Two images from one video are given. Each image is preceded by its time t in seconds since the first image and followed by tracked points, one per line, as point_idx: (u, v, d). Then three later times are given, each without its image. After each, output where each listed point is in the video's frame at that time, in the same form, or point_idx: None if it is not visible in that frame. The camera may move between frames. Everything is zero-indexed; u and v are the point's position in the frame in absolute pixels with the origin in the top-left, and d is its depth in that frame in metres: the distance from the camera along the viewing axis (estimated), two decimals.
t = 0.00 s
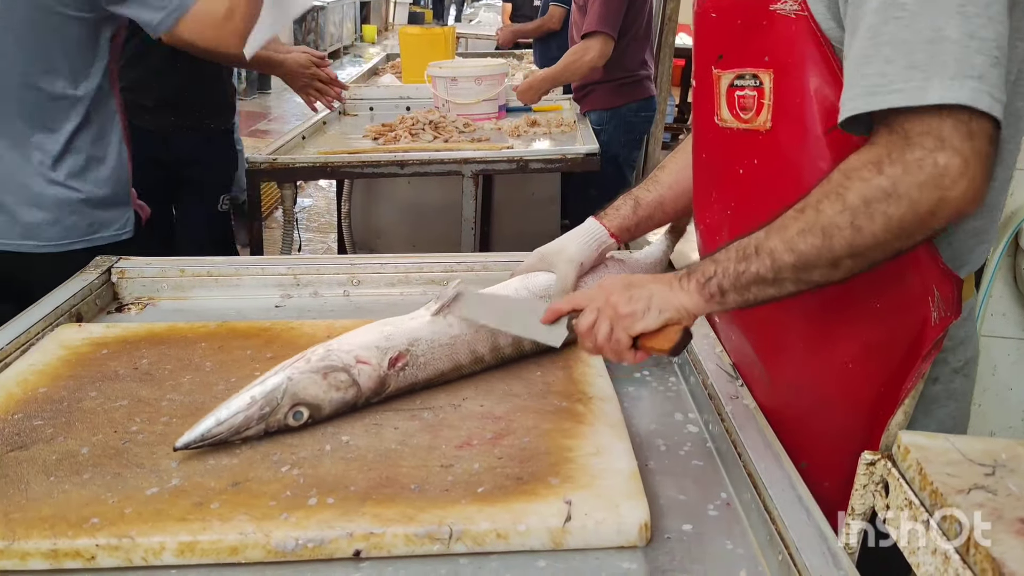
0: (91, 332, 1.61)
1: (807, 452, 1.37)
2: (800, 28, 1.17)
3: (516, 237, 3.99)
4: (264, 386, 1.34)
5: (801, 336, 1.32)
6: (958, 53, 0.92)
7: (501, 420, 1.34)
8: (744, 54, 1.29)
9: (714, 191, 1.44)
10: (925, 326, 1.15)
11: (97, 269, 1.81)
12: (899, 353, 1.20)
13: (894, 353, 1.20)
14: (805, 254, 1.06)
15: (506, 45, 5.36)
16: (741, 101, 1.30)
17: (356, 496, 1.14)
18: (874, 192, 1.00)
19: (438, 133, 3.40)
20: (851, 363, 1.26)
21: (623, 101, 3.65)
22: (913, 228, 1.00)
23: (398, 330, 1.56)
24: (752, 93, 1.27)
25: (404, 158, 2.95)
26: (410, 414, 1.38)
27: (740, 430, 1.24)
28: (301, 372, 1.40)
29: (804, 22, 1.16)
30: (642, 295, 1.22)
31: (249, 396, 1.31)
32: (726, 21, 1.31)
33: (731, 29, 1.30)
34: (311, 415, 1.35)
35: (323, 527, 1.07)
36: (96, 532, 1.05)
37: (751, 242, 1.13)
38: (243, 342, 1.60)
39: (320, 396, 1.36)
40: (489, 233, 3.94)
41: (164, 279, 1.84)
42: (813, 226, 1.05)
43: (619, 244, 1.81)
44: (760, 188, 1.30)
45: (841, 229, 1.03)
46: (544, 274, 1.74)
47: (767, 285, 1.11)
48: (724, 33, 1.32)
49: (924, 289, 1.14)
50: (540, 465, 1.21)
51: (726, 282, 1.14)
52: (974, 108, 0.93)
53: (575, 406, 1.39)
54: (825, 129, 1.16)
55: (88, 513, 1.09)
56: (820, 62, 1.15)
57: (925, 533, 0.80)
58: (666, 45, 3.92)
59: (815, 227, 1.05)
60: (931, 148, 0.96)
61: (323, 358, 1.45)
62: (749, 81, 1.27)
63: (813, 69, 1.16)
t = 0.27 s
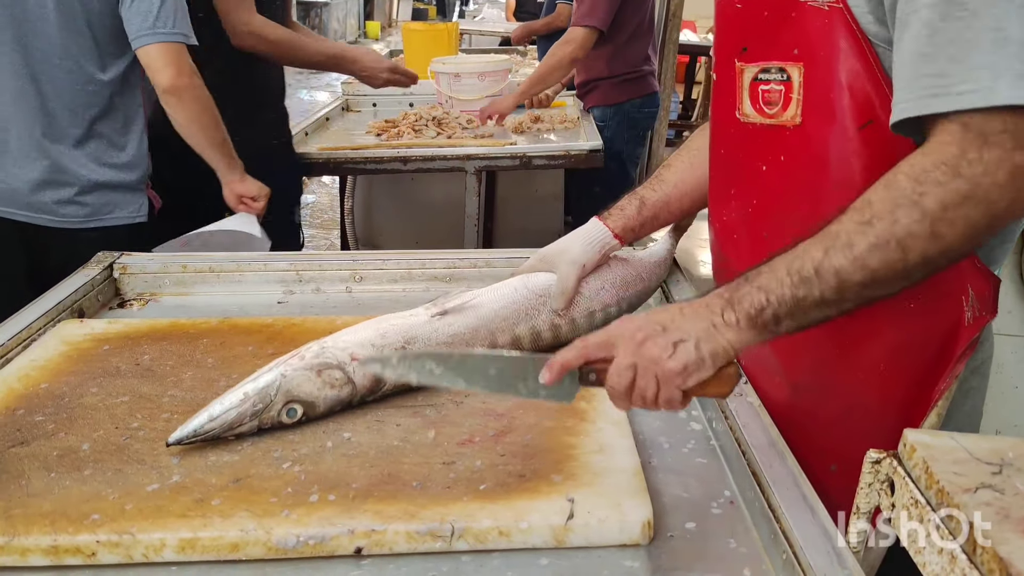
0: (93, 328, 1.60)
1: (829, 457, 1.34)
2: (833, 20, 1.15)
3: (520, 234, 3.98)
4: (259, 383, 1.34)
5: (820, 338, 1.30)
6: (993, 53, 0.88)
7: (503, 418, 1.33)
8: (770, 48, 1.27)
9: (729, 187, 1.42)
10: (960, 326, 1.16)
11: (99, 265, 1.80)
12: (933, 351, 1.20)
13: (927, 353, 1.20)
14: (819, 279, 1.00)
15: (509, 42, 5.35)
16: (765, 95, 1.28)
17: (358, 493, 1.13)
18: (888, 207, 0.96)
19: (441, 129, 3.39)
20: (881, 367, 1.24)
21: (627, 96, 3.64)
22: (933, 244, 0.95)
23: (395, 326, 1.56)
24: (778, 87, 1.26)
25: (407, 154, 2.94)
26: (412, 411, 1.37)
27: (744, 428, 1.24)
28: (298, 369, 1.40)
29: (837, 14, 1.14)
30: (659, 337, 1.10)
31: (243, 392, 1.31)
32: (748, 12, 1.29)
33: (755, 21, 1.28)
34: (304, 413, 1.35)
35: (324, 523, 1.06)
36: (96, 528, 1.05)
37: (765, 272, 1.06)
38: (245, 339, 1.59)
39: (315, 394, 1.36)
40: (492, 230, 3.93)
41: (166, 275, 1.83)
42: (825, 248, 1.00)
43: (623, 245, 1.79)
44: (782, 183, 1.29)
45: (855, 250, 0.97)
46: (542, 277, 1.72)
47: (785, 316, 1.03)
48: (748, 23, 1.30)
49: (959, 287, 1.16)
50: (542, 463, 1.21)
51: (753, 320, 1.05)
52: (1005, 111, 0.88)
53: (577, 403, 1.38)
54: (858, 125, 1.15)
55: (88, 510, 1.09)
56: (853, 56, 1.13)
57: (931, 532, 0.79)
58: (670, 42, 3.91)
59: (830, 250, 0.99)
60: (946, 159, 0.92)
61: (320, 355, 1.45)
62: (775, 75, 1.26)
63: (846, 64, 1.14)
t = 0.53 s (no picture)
0: (95, 326, 1.60)
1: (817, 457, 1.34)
2: (834, 22, 1.12)
3: (523, 232, 3.98)
4: (261, 381, 1.34)
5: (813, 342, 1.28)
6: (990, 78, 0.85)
7: (505, 416, 1.33)
8: (773, 46, 1.27)
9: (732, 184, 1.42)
10: (950, 336, 1.11)
11: (101, 262, 1.80)
12: (924, 361, 1.16)
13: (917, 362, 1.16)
14: (830, 289, 0.97)
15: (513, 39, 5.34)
16: (767, 94, 1.28)
17: (359, 492, 1.13)
18: (908, 226, 0.92)
19: (444, 127, 3.39)
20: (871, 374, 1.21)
21: (630, 95, 3.62)
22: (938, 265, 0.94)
23: (397, 325, 1.55)
24: (779, 87, 1.25)
25: (410, 152, 2.96)
26: (415, 410, 1.37)
27: (747, 428, 1.23)
28: (299, 367, 1.39)
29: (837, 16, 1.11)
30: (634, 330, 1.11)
31: (244, 389, 1.30)
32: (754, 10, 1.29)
33: (760, 18, 1.28)
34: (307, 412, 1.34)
35: (326, 522, 1.06)
36: (97, 527, 1.05)
37: (778, 274, 0.99)
38: (247, 337, 1.59)
39: (317, 392, 1.35)
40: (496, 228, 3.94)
41: (169, 272, 1.83)
42: (841, 260, 0.95)
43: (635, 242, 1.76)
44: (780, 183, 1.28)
45: (871, 261, 0.94)
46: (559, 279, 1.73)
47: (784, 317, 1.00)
48: (753, 20, 1.30)
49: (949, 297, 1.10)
50: (544, 462, 1.20)
51: (740, 318, 1.02)
52: None
53: (580, 402, 1.37)
54: (855, 131, 1.13)
55: (89, 508, 1.08)
56: (853, 59, 1.12)
57: (936, 533, 0.79)
58: (674, 40, 3.89)
59: (839, 261, 0.95)
60: (958, 181, 0.90)
61: (322, 354, 1.44)
62: (777, 75, 1.26)
63: (846, 66, 1.13)
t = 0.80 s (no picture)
0: (98, 325, 1.60)
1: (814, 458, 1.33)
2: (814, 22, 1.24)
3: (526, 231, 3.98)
4: (265, 379, 1.34)
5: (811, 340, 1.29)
6: (875, 76, 0.84)
7: (508, 416, 1.33)
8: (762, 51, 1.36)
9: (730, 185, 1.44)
10: (940, 339, 1.10)
11: (105, 261, 1.80)
12: (914, 364, 1.14)
13: (909, 366, 1.15)
14: (652, 280, 0.99)
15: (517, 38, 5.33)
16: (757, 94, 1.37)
17: (361, 492, 1.13)
18: (718, 214, 0.94)
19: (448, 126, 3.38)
20: (862, 376, 1.21)
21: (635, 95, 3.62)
22: (756, 254, 0.94)
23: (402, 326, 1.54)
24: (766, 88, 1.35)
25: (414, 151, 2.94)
26: (417, 409, 1.36)
27: (750, 428, 1.22)
28: (304, 367, 1.39)
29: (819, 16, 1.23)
30: (489, 324, 1.12)
31: (248, 386, 1.31)
32: (749, 15, 1.42)
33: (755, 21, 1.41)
34: (309, 413, 1.33)
35: (328, 522, 1.06)
36: (99, 526, 1.04)
37: (607, 266, 1.04)
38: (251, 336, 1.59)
39: (321, 393, 1.35)
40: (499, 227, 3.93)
41: (172, 271, 1.83)
42: (657, 250, 0.98)
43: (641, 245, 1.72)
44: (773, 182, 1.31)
45: (684, 250, 0.96)
46: (549, 277, 1.69)
47: (618, 311, 1.03)
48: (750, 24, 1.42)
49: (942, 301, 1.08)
50: (547, 462, 1.20)
51: (578, 311, 1.05)
52: (825, 132, 0.87)
53: (583, 403, 1.37)
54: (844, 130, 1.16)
55: (91, 507, 1.08)
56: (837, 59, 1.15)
57: (940, 534, 0.78)
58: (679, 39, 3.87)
59: (659, 252, 0.98)
60: (763, 174, 0.91)
61: (326, 355, 1.44)
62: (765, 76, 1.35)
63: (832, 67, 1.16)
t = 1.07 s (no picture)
0: (104, 323, 1.61)
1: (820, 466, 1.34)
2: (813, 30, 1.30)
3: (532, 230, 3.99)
4: (268, 378, 1.34)
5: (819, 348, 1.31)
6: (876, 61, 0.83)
7: (512, 415, 1.33)
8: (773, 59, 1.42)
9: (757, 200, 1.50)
10: (942, 347, 1.11)
11: (111, 259, 1.81)
12: (916, 373, 1.15)
13: (910, 373, 1.16)
14: (613, 244, 1.03)
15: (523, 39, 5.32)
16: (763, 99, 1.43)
17: (364, 490, 1.13)
18: (677, 179, 0.95)
19: (454, 125, 3.39)
20: (869, 383, 1.22)
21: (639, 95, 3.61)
22: (711, 222, 0.93)
23: (406, 327, 1.54)
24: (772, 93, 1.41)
25: (420, 150, 2.94)
26: (421, 408, 1.37)
27: (754, 428, 1.22)
28: (308, 367, 1.39)
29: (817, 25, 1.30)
30: (490, 296, 1.25)
31: (251, 387, 1.31)
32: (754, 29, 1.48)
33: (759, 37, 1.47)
34: (313, 410, 1.34)
35: (332, 520, 1.06)
36: (105, 523, 1.05)
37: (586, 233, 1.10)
38: (256, 335, 1.60)
39: (325, 391, 1.35)
40: (505, 226, 3.94)
41: (178, 270, 1.84)
42: (624, 216, 1.02)
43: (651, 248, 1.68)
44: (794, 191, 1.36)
45: (647, 217, 0.98)
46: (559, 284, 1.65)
47: (585, 280, 1.09)
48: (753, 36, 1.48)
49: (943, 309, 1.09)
50: (551, 461, 1.20)
51: (554, 276, 1.14)
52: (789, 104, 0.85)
53: (587, 402, 1.37)
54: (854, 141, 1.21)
55: (97, 504, 1.09)
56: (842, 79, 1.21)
57: (940, 534, 0.78)
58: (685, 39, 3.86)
59: (625, 216, 1.01)
60: (727, 138, 0.90)
61: (331, 355, 1.44)
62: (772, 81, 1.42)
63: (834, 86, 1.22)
